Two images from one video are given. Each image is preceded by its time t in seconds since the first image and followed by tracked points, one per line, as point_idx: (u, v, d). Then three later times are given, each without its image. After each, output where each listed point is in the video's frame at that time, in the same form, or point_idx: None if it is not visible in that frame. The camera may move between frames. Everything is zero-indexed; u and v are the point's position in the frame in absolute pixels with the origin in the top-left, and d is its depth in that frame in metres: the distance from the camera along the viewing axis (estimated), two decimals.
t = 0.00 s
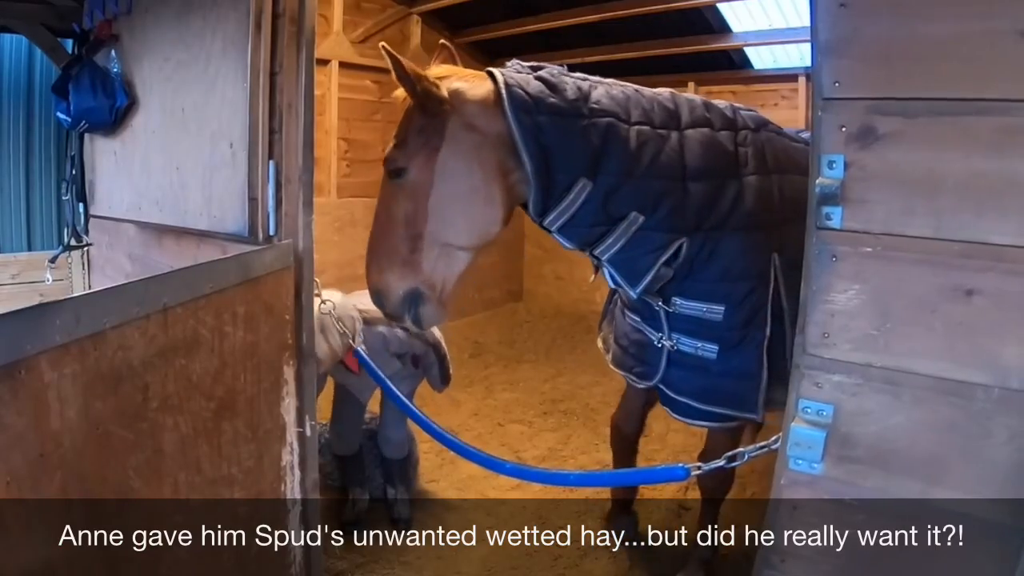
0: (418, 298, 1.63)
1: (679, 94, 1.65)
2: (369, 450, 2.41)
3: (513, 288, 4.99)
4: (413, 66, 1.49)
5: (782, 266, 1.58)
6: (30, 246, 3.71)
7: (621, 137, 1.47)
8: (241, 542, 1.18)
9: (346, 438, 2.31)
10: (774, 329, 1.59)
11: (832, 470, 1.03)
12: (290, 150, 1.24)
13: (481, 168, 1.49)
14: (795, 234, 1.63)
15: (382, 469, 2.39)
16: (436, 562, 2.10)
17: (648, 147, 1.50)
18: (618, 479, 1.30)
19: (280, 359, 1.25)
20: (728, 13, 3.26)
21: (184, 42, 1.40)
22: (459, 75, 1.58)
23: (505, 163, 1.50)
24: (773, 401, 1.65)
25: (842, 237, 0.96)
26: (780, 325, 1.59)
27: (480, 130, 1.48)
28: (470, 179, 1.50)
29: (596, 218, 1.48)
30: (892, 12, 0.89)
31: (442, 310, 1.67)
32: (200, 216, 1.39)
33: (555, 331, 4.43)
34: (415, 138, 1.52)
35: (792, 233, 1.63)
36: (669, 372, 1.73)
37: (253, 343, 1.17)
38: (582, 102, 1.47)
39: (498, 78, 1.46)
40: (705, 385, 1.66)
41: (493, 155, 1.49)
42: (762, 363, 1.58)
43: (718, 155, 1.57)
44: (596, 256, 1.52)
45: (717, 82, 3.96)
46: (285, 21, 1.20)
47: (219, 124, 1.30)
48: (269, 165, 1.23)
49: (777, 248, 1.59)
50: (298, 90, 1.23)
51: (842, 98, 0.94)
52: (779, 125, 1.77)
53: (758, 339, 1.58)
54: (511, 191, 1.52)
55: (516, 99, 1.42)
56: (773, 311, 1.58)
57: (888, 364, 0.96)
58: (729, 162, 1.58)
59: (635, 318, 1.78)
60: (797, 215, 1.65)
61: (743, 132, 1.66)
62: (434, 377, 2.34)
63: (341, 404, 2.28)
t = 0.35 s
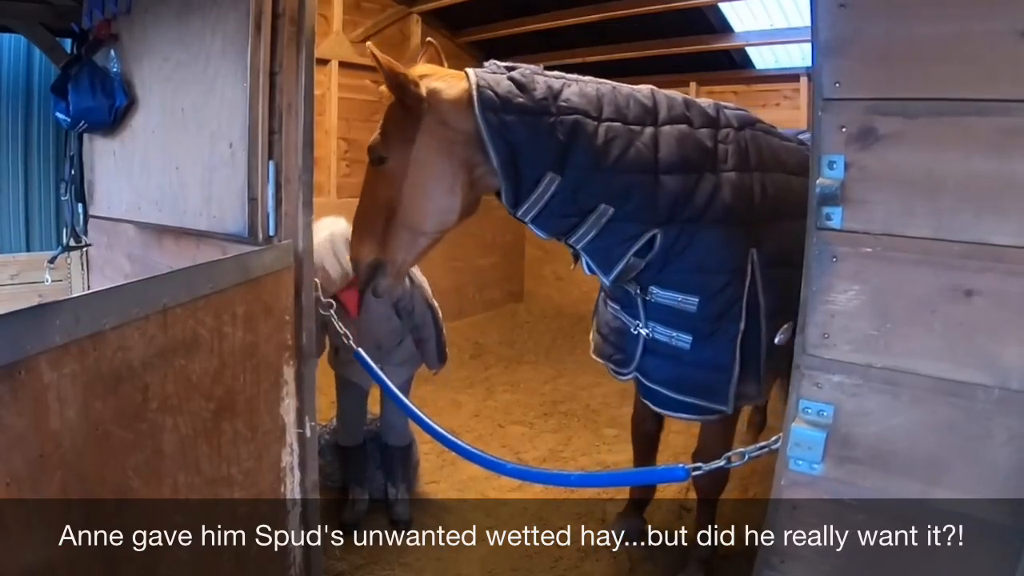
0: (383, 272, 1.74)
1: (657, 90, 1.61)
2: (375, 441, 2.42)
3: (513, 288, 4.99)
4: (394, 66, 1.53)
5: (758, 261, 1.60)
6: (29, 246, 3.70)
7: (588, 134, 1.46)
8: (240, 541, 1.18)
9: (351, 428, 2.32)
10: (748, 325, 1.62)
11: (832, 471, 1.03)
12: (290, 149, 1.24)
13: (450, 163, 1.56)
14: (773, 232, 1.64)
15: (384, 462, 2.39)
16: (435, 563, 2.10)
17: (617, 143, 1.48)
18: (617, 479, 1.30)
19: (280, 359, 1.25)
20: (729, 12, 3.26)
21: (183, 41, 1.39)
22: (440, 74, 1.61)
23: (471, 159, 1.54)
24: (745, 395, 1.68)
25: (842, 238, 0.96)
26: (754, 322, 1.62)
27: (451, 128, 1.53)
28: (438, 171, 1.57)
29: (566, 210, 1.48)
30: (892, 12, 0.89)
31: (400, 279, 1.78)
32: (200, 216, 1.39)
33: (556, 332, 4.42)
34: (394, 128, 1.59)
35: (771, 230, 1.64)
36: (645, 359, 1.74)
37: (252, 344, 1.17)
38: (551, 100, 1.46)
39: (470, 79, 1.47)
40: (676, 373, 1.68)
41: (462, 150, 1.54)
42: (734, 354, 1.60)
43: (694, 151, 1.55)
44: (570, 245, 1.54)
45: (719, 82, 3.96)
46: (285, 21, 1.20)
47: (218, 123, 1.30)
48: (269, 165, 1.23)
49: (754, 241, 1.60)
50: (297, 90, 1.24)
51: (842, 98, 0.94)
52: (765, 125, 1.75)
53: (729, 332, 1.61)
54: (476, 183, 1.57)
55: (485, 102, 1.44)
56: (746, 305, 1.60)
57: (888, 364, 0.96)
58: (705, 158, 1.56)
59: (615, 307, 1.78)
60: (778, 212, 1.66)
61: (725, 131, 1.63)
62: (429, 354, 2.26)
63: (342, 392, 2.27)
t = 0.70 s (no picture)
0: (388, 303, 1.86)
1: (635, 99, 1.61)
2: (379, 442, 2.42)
3: (514, 290, 4.98)
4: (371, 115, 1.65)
5: (743, 260, 1.59)
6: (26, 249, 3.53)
7: (563, 154, 1.48)
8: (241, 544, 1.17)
9: (355, 430, 2.33)
10: (735, 327, 1.61)
11: (836, 474, 1.02)
12: (290, 150, 1.25)
13: (431, 202, 1.66)
14: (759, 230, 1.62)
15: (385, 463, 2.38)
16: (437, 567, 2.09)
17: (594, 159, 1.49)
18: (618, 482, 1.30)
19: (280, 362, 1.25)
20: (733, 12, 3.25)
21: (182, 42, 1.39)
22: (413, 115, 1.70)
23: (450, 194, 1.65)
24: (735, 394, 1.68)
25: (846, 239, 0.97)
26: (741, 319, 1.61)
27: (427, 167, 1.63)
28: (422, 209, 1.67)
29: (551, 230, 1.53)
30: (894, 14, 0.88)
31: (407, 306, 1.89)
32: (200, 218, 1.38)
33: (558, 335, 4.41)
34: (377, 172, 1.70)
35: (755, 226, 1.62)
36: (637, 360, 1.75)
37: (253, 346, 1.17)
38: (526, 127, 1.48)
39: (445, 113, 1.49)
40: (665, 374, 1.68)
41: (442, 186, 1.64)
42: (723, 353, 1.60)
43: (674, 156, 1.54)
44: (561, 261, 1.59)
45: (722, 83, 3.94)
46: (285, 22, 1.20)
47: (218, 124, 1.29)
48: (269, 165, 1.22)
49: (737, 243, 1.59)
50: (297, 91, 1.25)
51: (845, 100, 0.94)
52: (752, 123, 1.73)
53: (719, 329, 1.60)
54: (457, 217, 1.68)
55: (460, 134, 1.47)
56: (733, 306, 1.59)
57: (892, 366, 0.96)
58: (685, 162, 1.56)
59: (608, 310, 1.78)
60: (763, 212, 1.63)
61: (706, 132, 1.62)
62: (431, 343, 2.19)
63: (343, 393, 2.27)
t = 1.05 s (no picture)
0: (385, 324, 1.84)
1: (627, 106, 1.60)
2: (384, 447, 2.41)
3: (517, 293, 4.97)
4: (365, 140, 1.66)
5: (739, 262, 1.58)
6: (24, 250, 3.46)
7: (554, 165, 1.48)
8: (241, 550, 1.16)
9: (356, 434, 2.30)
10: (730, 326, 1.59)
11: (843, 477, 1.01)
12: (290, 150, 1.23)
13: (425, 226, 1.66)
14: (753, 231, 1.61)
15: (388, 467, 2.38)
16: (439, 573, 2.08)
17: (585, 168, 1.49)
18: (625, 487, 1.29)
19: (281, 366, 1.24)
20: (737, 10, 3.24)
21: (181, 42, 1.38)
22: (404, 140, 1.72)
23: (444, 212, 1.65)
24: (733, 395, 1.66)
25: (854, 239, 0.95)
26: (736, 321, 1.60)
27: (421, 187, 1.64)
28: (417, 229, 1.67)
29: (547, 240, 1.53)
30: (901, 12, 0.88)
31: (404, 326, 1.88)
32: (199, 219, 1.38)
33: (561, 338, 4.40)
34: (370, 196, 1.71)
35: (748, 227, 1.60)
36: (633, 361, 1.73)
37: (253, 349, 1.16)
38: (517, 141, 1.48)
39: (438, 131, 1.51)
40: (663, 376, 1.66)
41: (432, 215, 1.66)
42: (719, 354, 1.59)
43: (668, 159, 1.53)
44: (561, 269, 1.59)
45: (728, 83, 3.94)
46: (285, 21, 1.19)
47: (218, 125, 1.28)
48: (269, 166, 1.22)
49: (733, 244, 1.57)
50: (297, 91, 1.23)
51: (852, 98, 0.93)
52: (749, 122, 1.70)
53: (714, 331, 1.58)
54: (450, 235, 1.68)
55: (452, 151, 1.48)
56: (728, 306, 1.58)
57: (901, 368, 0.94)
58: (678, 164, 1.54)
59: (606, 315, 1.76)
60: (758, 213, 1.62)
61: (701, 133, 1.60)
62: (434, 345, 2.20)
63: (346, 398, 2.26)
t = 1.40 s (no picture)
0: (367, 321, 1.83)
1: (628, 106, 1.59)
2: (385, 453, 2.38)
3: (521, 297, 4.96)
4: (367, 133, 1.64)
5: (739, 264, 1.56)
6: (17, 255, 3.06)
7: (555, 164, 1.47)
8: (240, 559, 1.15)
9: (358, 441, 2.27)
10: (730, 329, 1.57)
11: (852, 484, 0.99)
12: (290, 151, 1.22)
13: (415, 223, 1.66)
14: (753, 234, 1.59)
15: (390, 473, 2.36)
16: None
17: (585, 168, 1.48)
18: (630, 494, 1.27)
19: (281, 371, 1.22)
20: (744, 10, 3.23)
21: (180, 42, 1.37)
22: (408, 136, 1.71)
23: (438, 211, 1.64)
24: (732, 398, 1.63)
25: (864, 241, 0.94)
26: (736, 322, 1.57)
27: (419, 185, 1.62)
28: (408, 226, 1.66)
29: (546, 239, 1.51)
30: (910, 10, 0.86)
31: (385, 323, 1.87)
32: (197, 222, 1.37)
33: (565, 342, 4.38)
34: (368, 190, 1.71)
35: (749, 231, 1.59)
36: (631, 364, 1.69)
37: (252, 354, 1.14)
38: (517, 138, 1.47)
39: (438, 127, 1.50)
40: (662, 378, 1.63)
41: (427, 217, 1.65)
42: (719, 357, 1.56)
43: (669, 160, 1.52)
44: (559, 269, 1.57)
45: (734, 83, 3.91)
46: (284, 21, 1.18)
47: (217, 127, 1.28)
48: (269, 168, 1.21)
49: (732, 246, 1.55)
50: (297, 91, 1.22)
51: (862, 98, 0.91)
52: (752, 123, 1.69)
53: (714, 334, 1.56)
54: (443, 232, 1.67)
55: (452, 148, 1.46)
56: (728, 309, 1.56)
57: (912, 372, 0.92)
58: (679, 166, 1.53)
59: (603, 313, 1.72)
60: (759, 215, 1.61)
61: (703, 135, 1.59)
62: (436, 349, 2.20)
63: (347, 402, 2.23)
